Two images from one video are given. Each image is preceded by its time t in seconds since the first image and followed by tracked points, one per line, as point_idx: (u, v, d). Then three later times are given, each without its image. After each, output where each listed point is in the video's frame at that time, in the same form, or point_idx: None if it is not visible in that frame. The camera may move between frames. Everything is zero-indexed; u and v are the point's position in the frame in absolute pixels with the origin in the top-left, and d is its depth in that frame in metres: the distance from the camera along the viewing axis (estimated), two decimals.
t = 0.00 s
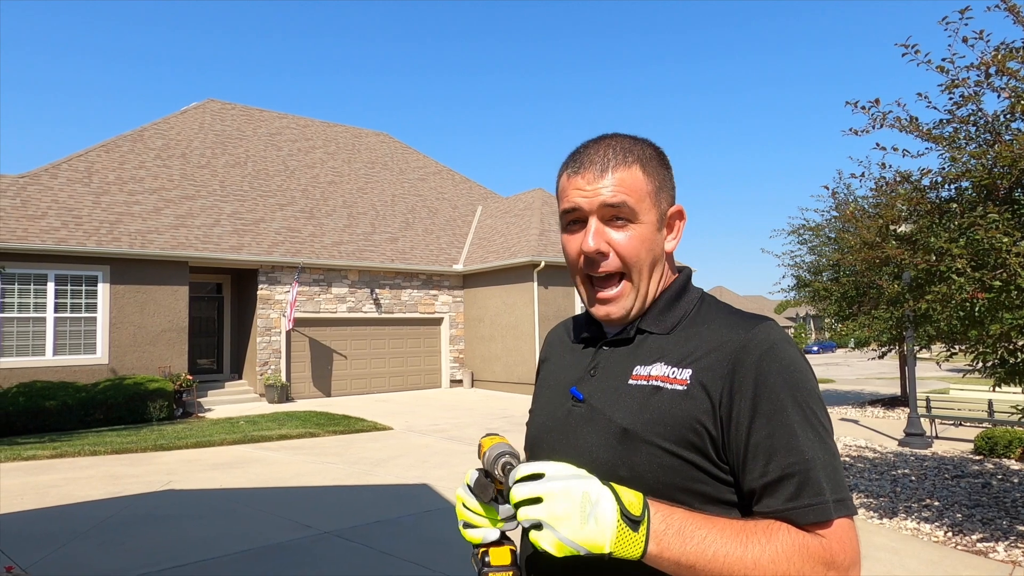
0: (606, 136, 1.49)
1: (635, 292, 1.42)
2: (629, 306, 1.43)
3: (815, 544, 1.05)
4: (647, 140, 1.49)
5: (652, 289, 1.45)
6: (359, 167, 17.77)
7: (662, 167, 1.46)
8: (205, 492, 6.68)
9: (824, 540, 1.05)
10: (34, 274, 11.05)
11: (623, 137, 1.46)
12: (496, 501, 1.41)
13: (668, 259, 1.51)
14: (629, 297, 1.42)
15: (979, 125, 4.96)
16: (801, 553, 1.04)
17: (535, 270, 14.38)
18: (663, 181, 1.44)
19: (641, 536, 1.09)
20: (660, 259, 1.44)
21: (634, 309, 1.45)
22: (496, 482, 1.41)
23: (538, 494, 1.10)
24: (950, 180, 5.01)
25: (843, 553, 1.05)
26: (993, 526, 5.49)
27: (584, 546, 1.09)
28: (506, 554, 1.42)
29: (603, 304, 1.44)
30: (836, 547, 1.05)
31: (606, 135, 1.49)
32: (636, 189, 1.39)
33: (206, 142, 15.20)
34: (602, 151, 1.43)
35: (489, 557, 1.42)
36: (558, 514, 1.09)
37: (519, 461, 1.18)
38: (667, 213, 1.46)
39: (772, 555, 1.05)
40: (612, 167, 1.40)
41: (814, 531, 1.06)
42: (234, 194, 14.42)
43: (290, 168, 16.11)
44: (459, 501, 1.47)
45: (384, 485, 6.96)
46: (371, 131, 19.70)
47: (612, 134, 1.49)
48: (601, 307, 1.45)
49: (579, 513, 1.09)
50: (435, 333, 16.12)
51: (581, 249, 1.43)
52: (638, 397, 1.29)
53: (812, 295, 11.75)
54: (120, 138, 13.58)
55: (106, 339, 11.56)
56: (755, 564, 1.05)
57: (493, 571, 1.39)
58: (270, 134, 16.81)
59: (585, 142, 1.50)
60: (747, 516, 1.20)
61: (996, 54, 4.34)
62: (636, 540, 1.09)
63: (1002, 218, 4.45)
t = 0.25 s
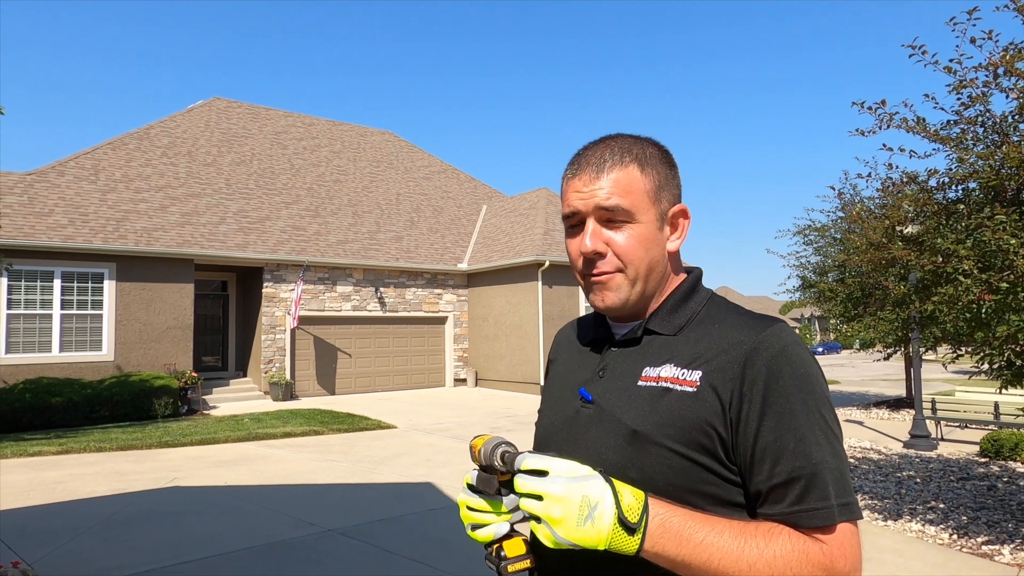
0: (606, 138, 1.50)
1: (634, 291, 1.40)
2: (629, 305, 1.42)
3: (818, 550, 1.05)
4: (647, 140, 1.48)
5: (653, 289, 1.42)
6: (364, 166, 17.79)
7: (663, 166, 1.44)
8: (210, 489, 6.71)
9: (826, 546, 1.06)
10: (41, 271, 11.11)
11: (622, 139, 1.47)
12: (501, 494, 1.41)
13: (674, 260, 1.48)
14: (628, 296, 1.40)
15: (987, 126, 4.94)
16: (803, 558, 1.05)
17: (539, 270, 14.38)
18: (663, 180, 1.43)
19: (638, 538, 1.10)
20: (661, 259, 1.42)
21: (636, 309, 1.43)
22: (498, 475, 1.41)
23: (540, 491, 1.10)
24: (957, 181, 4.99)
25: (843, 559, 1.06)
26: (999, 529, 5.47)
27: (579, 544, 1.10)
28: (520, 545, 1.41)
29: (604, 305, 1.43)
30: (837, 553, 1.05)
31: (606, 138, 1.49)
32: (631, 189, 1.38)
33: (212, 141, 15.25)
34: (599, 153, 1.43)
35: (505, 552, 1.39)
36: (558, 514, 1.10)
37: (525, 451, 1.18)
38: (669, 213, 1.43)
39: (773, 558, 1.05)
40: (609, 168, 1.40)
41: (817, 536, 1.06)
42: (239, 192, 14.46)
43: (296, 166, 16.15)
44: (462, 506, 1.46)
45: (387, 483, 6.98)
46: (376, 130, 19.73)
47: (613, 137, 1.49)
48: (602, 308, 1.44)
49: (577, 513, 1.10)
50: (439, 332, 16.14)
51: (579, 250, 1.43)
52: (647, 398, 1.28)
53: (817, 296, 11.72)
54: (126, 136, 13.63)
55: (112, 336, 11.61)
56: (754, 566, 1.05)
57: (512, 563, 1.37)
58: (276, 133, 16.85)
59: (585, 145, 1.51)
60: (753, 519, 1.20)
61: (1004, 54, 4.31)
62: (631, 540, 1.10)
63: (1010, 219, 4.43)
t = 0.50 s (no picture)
0: (608, 136, 1.50)
1: (623, 288, 1.39)
2: (619, 303, 1.41)
3: (831, 552, 1.05)
4: (650, 138, 1.47)
5: (645, 287, 1.41)
6: (367, 164, 17.80)
7: (661, 163, 1.42)
8: (213, 486, 6.72)
9: (839, 548, 1.05)
10: (45, 269, 11.13)
11: (623, 137, 1.47)
12: (511, 498, 1.42)
13: (676, 259, 1.45)
14: (617, 293, 1.40)
15: (992, 125, 4.92)
16: (817, 561, 1.05)
17: (542, 268, 14.37)
18: (659, 177, 1.40)
19: (649, 547, 1.11)
20: (653, 257, 1.40)
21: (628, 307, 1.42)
22: (511, 480, 1.44)
23: (549, 503, 1.11)
24: (962, 180, 4.98)
25: (858, 561, 1.05)
26: (1002, 529, 5.45)
27: (589, 555, 1.11)
28: (522, 549, 1.44)
29: (595, 302, 1.43)
30: (852, 555, 1.05)
31: (608, 136, 1.50)
32: (620, 186, 1.38)
33: (216, 139, 15.26)
34: (594, 151, 1.45)
35: (506, 552, 1.43)
36: (568, 525, 1.10)
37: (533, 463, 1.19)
38: (666, 210, 1.40)
39: (786, 563, 1.06)
40: (601, 166, 1.41)
41: (830, 539, 1.06)
42: (243, 190, 14.48)
43: (299, 164, 16.16)
44: (471, 501, 1.49)
45: (390, 481, 6.98)
46: (379, 128, 19.74)
47: (614, 135, 1.49)
48: (595, 304, 1.44)
49: (587, 523, 1.10)
50: (442, 330, 16.14)
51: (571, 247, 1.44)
52: (654, 400, 1.28)
53: (820, 295, 11.70)
54: (130, 133, 13.65)
55: (115, 333, 11.63)
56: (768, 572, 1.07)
57: (510, 566, 1.41)
58: (279, 131, 16.86)
59: (587, 144, 1.52)
60: (762, 520, 1.20)
61: (1010, 53, 4.30)
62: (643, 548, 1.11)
63: (1015, 219, 4.42)
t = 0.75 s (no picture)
0: (614, 126, 1.49)
1: (626, 279, 1.39)
2: (623, 294, 1.40)
3: (837, 549, 1.04)
4: (656, 127, 1.45)
5: (649, 278, 1.40)
6: (367, 155, 17.74)
7: (667, 153, 1.40)
8: (215, 477, 6.74)
9: (845, 544, 1.05)
10: (45, 259, 11.13)
11: (629, 127, 1.46)
12: (516, 493, 1.43)
13: (681, 251, 1.44)
14: (620, 283, 1.39)
15: (996, 115, 4.89)
16: (823, 557, 1.05)
17: (543, 259, 14.35)
18: (664, 167, 1.39)
19: (654, 541, 1.10)
20: (657, 249, 1.38)
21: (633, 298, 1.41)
22: (515, 475, 1.41)
23: (554, 494, 1.12)
24: (965, 171, 4.97)
25: (863, 558, 1.06)
26: (1002, 520, 5.47)
27: (594, 549, 1.10)
28: (527, 544, 1.42)
29: (599, 292, 1.42)
30: (857, 552, 1.05)
31: (614, 126, 1.49)
32: (625, 175, 1.37)
33: (216, 129, 15.21)
34: (599, 141, 1.44)
35: (510, 547, 1.41)
36: (573, 517, 1.10)
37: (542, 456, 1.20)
38: (670, 200, 1.39)
39: (792, 558, 1.05)
40: (606, 157, 1.40)
41: (836, 535, 1.06)
42: (243, 180, 14.44)
43: (299, 155, 16.11)
44: (476, 495, 1.49)
45: (391, 471, 7.00)
46: (380, 119, 19.66)
47: (620, 125, 1.48)
48: (598, 295, 1.43)
49: (592, 516, 1.10)
50: (442, 321, 16.14)
51: (575, 237, 1.44)
52: (660, 394, 1.28)
53: (821, 286, 11.70)
54: (129, 123, 13.60)
55: (116, 324, 11.64)
56: (773, 566, 1.05)
57: (516, 561, 1.39)
58: (279, 121, 16.80)
59: (592, 134, 1.52)
60: (766, 516, 1.20)
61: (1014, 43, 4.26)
62: (648, 542, 1.09)
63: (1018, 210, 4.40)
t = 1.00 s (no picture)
0: (622, 108, 1.47)
1: (634, 262, 1.37)
2: (631, 278, 1.39)
3: (860, 532, 1.04)
4: (662, 109, 1.43)
5: (657, 262, 1.38)
6: (374, 142, 17.70)
7: (672, 134, 1.38)
8: (227, 463, 6.80)
9: (868, 527, 1.05)
10: (56, 249, 11.20)
11: (633, 109, 1.44)
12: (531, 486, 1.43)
13: (691, 232, 1.41)
14: (628, 267, 1.38)
15: (1011, 95, 4.80)
16: (847, 542, 1.04)
17: (551, 245, 14.32)
18: (669, 147, 1.37)
19: (674, 537, 1.08)
20: (664, 231, 1.36)
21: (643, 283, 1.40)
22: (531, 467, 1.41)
23: (567, 499, 1.10)
24: (979, 152, 4.90)
25: (887, 540, 1.05)
26: (1014, 504, 5.44)
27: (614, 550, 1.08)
28: (536, 535, 1.44)
29: (607, 277, 1.41)
30: (881, 534, 1.05)
31: (620, 109, 1.48)
32: (627, 158, 1.36)
33: (223, 117, 15.21)
34: (603, 125, 1.43)
35: (518, 537, 1.43)
36: (589, 520, 1.08)
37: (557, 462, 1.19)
38: (677, 182, 1.36)
39: (815, 545, 1.04)
40: (611, 140, 1.39)
41: (858, 519, 1.05)
42: (251, 168, 14.45)
43: (306, 142, 16.09)
44: (490, 479, 1.50)
45: (401, 457, 7.04)
46: (386, 105, 19.59)
47: (627, 107, 1.46)
48: (607, 280, 1.42)
49: (607, 518, 1.08)
50: (451, 308, 16.16)
51: (582, 223, 1.43)
52: (675, 380, 1.27)
53: (832, 271, 11.62)
54: (137, 112, 13.61)
55: (128, 313, 11.73)
56: (795, 554, 1.05)
57: (522, 551, 1.41)
58: (286, 109, 16.78)
59: (599, 118, 1.50)
60: (784, 500, 1.20)
61: None
62: (668, 539, 1.08)
63: None
